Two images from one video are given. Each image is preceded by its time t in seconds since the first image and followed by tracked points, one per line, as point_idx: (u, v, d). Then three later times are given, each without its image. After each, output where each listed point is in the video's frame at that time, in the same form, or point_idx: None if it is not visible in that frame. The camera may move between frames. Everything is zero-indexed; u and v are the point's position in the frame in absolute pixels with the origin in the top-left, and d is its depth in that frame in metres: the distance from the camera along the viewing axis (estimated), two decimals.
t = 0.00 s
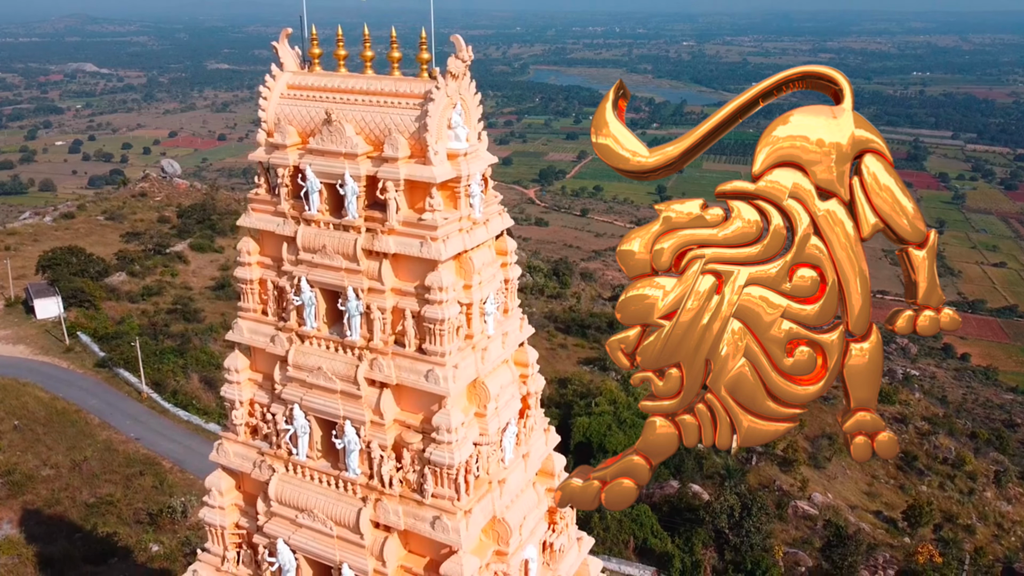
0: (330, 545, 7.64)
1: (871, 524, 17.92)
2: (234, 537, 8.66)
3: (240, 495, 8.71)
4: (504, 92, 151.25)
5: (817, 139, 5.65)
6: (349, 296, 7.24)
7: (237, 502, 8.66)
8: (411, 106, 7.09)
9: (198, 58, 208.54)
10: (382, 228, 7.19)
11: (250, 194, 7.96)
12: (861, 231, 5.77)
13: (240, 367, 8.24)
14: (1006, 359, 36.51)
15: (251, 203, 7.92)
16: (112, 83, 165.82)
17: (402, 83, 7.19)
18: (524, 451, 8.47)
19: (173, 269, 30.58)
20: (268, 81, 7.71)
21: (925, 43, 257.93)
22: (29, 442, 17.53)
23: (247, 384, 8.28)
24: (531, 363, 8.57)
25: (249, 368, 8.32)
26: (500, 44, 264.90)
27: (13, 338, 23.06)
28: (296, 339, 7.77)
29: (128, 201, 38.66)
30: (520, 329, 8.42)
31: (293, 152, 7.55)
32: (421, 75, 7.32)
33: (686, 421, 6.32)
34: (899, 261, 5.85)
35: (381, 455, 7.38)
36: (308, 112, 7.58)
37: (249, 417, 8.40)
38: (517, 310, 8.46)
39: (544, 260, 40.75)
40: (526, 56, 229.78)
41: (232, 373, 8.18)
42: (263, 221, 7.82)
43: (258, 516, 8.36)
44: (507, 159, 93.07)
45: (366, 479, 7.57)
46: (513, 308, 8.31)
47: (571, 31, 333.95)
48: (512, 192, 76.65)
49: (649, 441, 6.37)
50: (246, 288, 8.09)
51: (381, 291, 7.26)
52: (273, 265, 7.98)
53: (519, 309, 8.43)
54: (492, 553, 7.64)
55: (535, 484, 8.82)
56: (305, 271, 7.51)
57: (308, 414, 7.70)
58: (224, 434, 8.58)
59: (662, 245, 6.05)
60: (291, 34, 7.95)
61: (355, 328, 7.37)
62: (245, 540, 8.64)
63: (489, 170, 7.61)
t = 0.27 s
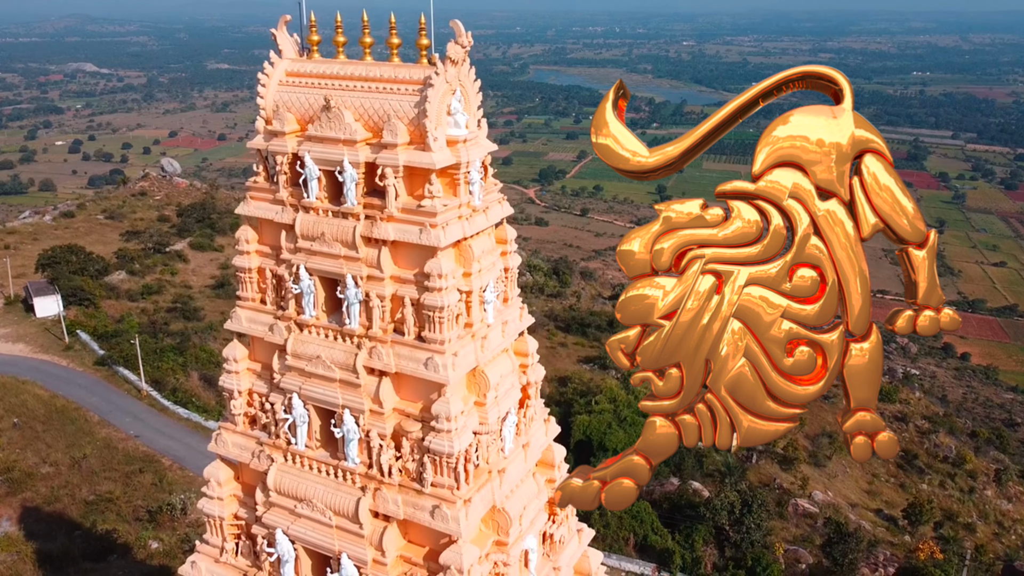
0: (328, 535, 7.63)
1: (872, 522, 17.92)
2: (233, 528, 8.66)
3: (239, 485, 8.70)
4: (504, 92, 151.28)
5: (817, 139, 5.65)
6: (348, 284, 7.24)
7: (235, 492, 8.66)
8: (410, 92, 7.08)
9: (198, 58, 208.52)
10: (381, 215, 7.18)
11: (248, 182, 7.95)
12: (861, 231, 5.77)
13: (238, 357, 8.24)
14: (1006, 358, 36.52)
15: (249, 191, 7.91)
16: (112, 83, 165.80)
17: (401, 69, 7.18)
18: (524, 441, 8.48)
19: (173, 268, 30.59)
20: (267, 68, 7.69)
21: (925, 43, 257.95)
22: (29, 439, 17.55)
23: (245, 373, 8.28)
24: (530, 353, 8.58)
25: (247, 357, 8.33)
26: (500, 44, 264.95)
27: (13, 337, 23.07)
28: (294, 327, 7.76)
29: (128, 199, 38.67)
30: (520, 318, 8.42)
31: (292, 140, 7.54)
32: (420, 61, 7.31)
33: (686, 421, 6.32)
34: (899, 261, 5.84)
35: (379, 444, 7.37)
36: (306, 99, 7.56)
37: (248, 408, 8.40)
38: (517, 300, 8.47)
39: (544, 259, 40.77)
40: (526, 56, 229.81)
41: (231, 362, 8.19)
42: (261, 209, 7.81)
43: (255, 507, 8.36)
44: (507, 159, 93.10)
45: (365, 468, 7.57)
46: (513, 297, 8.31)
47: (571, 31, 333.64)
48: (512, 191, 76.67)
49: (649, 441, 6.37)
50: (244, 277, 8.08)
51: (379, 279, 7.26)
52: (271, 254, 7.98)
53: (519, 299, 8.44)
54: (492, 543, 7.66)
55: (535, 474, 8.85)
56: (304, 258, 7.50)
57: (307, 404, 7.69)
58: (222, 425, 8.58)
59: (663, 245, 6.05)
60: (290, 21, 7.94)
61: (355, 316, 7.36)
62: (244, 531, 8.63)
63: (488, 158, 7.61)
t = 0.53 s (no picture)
0: (328, 526, 7.64)
1: (872, 520, 17.92)
2: (232, 520, 8.67)
3: (237, 477, 8.71)
4: (504, 92, 151.30)
5: (817, 140, 5.65)
6: (348, 273, 7.24)
7: (234, 484, 8.67)
8: (410, 80, 7.08)
9: (198, 58, 208.51)
10: (380, 204, 7.19)
11: (247, 171, 7.95)
12: (861, 231, 5.77)
13: (237, 347, 8.25)
14: (1006, 358, 36.52)
15: (248, 180, 7.91)
16: (112, 83, 165.76)
17: (400, 56, 7.18)
18: (524, 432, 8.48)
19: (172, 267, 30.60)
20: (265, 56, 7.70)
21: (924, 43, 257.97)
22: (28, 437, 17.54)
23: (244, 364, 8.29)
24: (531, 344, 8.58)
25: (247, 348, 8.33)
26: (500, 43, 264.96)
27: (12, 335, 23.08)
28: (293, 317, 7.76)
29: (128, 198, 38.68)
30: (520, 308, 8.42)
31: (291, 128, 7.55)
32: (420, 48, 7.31)
33: (686, 421, 6.32)
34: (899, 261, 5.84)
35: (379, 434, 7.37)
36: (305, 87, 7.56)
37: (247, 398, 8.40)
38: (517, 290, 8.46)
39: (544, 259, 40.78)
40: (526, 56, 229.83)
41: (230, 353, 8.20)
42: (260, 198, 7.81)
43: (254, 499, 8.36)
44: (507, 159, 93.11)
45: (364, 459, 7.57)
46: (513, 287, 8.30)
47: (572, 31, 333.34)
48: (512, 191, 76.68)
49: (649, 441, 6.37)
50: (243, 267, 8.07)
51: (379, 267, 7.25)
52: (269, 244, 7.98)
53: (519, 289, 8.43)
54: (492, 534, 7.67)
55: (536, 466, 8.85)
56: (303, 248, 7.51)
57: (305, 394, 7.69)
58: (221, 416, 8.58)
59: (662, 245, 6.05)
60: (288, 9, 7.93)
61: (354, 305, 7.36)
62: (243, 523, 8.64)
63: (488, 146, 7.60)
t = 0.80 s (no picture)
0: (327, 517, 7.65)
1: (873, 518, 17.91)
2: (231, 511, 8.67)
3: (236, 468, 8.71)
4: (504, 92, 151.29)
5: (817, 139, 5.65)
6: (347, 262, 7.23)
7: (233, 475, 8.67)
8: (409, 67, 7.07)
9: (198, 58, 208.43)
10: (380, 191, 7.18)
11: (245, 160, 7.95)
12: (861, 231, 5.77)
13: (236, 338, 8.24)
14: (1006, 357, 36.53)
15: (246, 169, 7.91)
16: (112, 83, 165.67)
17: (400, 44, 7.16)
18: (525, 422, 8.48)
19: (172, 266, 30.61)
20: (264, 44, 7.69)
21: (924, 43, 257.98)
22: (28, 435, 17.54)
23: (243, 355, 8.29)
24: (531, 334, 8.58)
25: (245, 339, 8.32)
26: (500, 43, 264.87)
27: (12, 333, 23.09)
28: (292, 307, 7.75)
29: (128, 198, 38.67)
30: (520, 299, 8.41)
31: (290, 116, 7.55)
32: (419, 35, 7.30)
33: (686, 420, 6.32)
34: (899, 260, 5.83)
35: (378, 424, 7.37)
36: (304, 76, 7.56)
37: (245, 389, 8.40)
38: (518, 280, 8.44)
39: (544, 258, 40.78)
40: (526, 56, 229.90)
41: (228, 343, 8.19)
42: (259, 187, 7.81)
43: (253, 490, 8.38)
44: (507, 158, 93.08)
45: (364, 449, 7.58)
46: (513, 277, 8.29)
47: (572, 31, 333.15)
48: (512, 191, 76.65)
49: (649, 441, 6.38)
50: (242, 257, 8.07)
51: (378, 256, 7.25)
52: (268, 233, 7.98)
53: (519, 279, 8.42)
54: (492, 525, 7.69)
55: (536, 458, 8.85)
56: (302, 237, 7.51)
57: (304, 384, 7.70)
58: (220, 407, 8.58)
59: (662, 245, 6.05)
60: None
61: (353, 295, 7.35)
62: (242, 515, 8.63)
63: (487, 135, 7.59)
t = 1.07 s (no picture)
0: (326, 507, 7.65)
1: (873, 516, 17.91)
2: (229, 503, 8.68)
3: (235, 460, 8.71)
4: (504, 92, 151.31)
5: (817, 140, 5.65)
6: (346, 250, 7.23)
7: (231, 466, 8.67)
8: (408, 53, 7.07)
9: (197, 58, 208.35)
10: (379, 178, 7.17)
11: (244, 148, 7.95)
12: (861, 231, 5.77)
13: (234, 328, 8.24)
14: (1006, 357, 36.53)
15: (245, 157, 7.92)
16: (112, 83, 165.62)
17: (399, 30, 7.16)
18: (525, 413, 8.48)
19: (172, 264, 30.60)
20: (262, 31, 7.70)
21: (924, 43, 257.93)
22: (27, 433, 17.54)
23: (241, 344, 8.28)
24: (532, 325, 8.57)
25: (243, 329, 8.32)
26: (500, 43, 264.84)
27: (12, 331, 23.11)
28: (291, 296, 7.75)
29: (127, 196, 38.67)
30: (520, 289, 8.41)
31: (289, 104, 7.55)
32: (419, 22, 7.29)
33: (686, 420, 6.32)
34: (899, 260, 5.83)
35: (378, 413, 7.37)
36: (302, 63, 7.56)
37: (244, 379, 8.39)
38: (518, 270, 8.44)
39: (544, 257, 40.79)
40: (526, 55, 229.87)
41: (227, 333, 8.19)
42: (258, 175, 7.82)
43: (252, 481, 8.38)
44: (507, 158, 93.06)
45: (362, 439, 7.58)
46: (513, 267, 8.28)
47: (572, 31, 332.96)
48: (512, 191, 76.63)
49: (649, 441, 6.37)
50: (241, 245, 8.07)
51: (377, 244, 7.24)
52: (267, 222, 7.98)
53: (519, 269, 8.41)
54: (491, 516, 7.69)
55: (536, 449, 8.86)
56: (300, 225, 7.50)
57: (303, 373, 7.70)
58: (218, 398, 8.58)
59: (662, 245, 6.05)
60: None
61: (352, 284, 7.35)
62: (240, 506, 8.64)
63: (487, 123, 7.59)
